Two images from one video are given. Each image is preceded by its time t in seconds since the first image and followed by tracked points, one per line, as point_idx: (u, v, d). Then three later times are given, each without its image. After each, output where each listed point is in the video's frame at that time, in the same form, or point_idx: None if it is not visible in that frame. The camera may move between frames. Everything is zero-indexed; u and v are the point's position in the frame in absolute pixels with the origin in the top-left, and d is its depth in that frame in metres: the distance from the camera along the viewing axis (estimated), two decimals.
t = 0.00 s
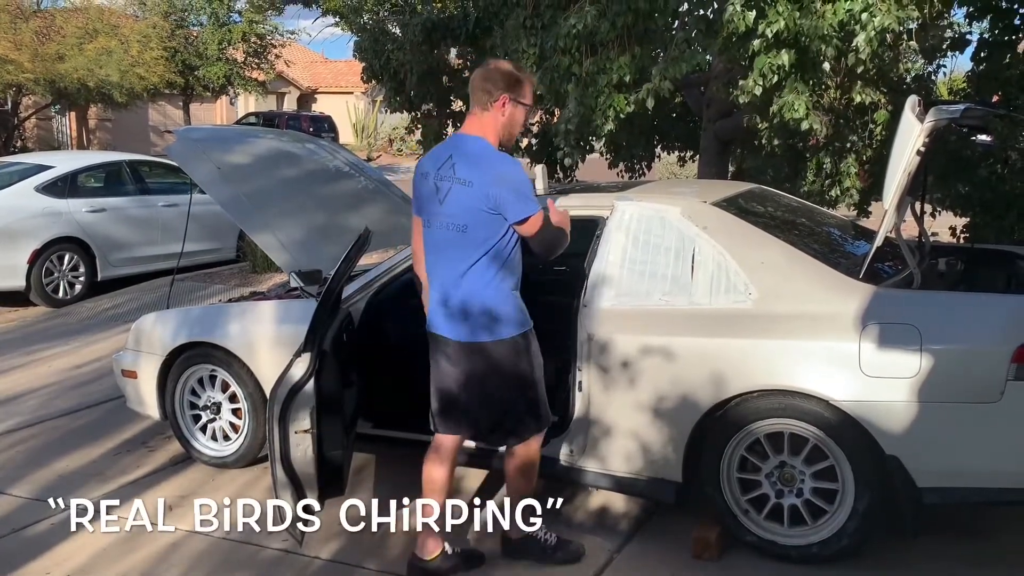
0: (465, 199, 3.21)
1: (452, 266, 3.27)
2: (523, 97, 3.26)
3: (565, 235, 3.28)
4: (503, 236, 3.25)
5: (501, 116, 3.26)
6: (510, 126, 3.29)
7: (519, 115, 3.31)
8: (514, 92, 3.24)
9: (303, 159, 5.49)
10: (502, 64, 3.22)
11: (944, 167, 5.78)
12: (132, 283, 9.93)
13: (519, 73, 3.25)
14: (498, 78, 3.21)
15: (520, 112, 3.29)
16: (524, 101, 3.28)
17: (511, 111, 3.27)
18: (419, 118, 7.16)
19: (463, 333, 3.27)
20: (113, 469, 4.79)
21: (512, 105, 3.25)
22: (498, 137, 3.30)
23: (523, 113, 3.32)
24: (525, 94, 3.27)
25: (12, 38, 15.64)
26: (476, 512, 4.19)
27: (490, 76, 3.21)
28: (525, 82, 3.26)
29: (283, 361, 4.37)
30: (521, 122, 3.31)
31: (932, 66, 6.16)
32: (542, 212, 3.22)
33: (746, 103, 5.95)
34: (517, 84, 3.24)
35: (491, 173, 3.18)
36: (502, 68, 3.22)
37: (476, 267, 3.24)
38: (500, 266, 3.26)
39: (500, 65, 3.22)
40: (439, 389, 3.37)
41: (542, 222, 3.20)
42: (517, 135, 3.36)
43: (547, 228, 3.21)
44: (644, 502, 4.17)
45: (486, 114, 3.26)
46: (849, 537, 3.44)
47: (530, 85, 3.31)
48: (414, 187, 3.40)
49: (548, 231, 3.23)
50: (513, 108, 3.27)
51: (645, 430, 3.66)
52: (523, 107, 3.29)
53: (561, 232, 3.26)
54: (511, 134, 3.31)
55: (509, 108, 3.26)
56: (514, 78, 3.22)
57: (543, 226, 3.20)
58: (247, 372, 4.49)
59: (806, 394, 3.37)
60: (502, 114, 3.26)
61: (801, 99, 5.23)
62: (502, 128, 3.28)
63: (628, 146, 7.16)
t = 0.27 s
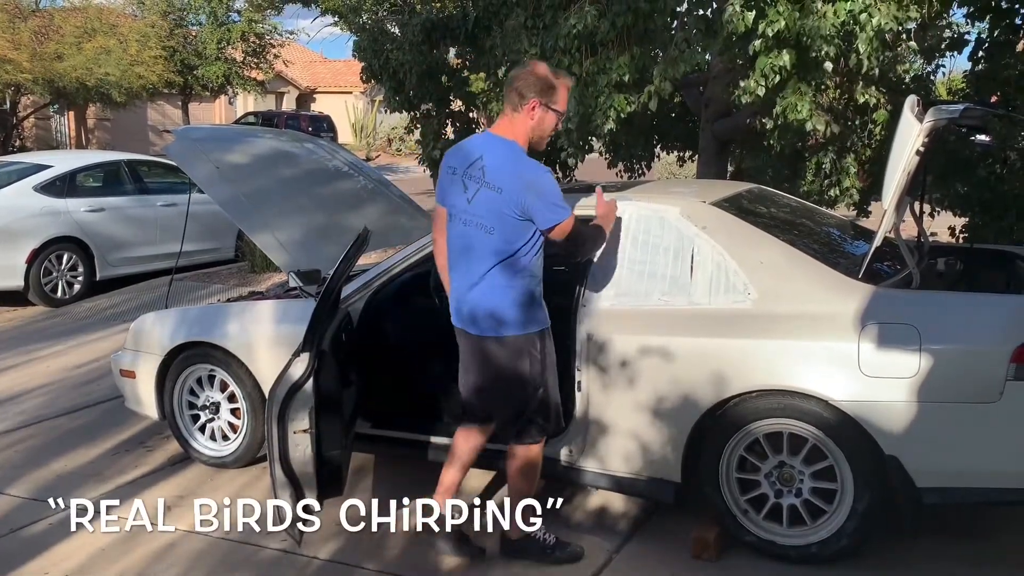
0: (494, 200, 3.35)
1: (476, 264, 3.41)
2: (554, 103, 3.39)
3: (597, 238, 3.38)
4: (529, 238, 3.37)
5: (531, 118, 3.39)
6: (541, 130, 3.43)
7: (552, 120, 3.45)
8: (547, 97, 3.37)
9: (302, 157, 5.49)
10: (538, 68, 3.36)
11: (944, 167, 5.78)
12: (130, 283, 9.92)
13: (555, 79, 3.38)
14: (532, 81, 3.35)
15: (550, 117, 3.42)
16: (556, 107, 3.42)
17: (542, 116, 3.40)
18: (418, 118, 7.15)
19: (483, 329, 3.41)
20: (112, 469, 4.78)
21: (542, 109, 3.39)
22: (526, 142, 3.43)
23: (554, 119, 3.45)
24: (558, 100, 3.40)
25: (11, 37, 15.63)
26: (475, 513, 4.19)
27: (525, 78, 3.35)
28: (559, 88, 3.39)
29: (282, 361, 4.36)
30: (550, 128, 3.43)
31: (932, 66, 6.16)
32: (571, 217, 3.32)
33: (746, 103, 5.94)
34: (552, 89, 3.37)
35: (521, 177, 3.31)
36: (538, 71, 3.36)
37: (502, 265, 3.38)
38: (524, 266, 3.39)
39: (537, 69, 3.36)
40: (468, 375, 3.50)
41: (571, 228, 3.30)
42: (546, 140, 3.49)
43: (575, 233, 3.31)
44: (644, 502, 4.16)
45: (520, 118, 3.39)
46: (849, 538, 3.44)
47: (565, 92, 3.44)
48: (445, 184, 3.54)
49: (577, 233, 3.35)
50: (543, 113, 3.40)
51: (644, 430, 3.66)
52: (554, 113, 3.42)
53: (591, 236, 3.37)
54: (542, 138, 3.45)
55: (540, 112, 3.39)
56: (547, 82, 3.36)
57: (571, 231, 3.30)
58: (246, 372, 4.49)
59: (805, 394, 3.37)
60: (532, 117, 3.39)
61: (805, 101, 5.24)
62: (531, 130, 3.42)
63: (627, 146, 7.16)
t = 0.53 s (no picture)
0: (495, 197, 3.36)
1: (479, 259, 3.43)
2: (565, 109, 3.38)
3: (621, 245, 3.30)
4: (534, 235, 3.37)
5: (540, 120, 3.39)
6: (550, 134, 3.42)
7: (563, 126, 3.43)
8: (559, 100, 3.36)
9: (300, 157, 5.48)
10: (552, 71, 3.34)
11: (943, 168, 5.79)
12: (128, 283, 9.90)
13: (569, 83, 3.36)
14: (545, 85, 3.33)
15: (560, 121, 3.41)
16: (568, 113, 3.40)
17: (551, 120, 3.39)
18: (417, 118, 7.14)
19: (486, 324, 3.43)
20: (110, 469, 4.78)
21: (553, 113, 3.38)
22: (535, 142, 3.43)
23: (564, 123, 3.43)
24: (569, 106, 3.38)
25: (9, 36, 15.62)
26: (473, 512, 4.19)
27: (538, 80, 3.35)
28: (573, 93, 3.36)
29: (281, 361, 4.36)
30: (559, 132, 3.42)
31: (930, 67, 6.16)
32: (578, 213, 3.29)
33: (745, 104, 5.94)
34: (564, 93, 3.35)
35: (522, 174, 3.30)
36: (553, 74, 3.34)
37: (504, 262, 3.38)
38: (529, 262, 3.38)
39: (551, 72, 3.34)
40: (483, 374, 3.52)
41: (578, 224, 3.26)
42: (556, 144, 3.48)
43: (583, 229, 3.27)
44: (642, 502, 4.17)
45: (530, 120, 3.40)
46: (848, 537, 3.44)
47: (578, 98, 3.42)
48: (456, 180, 3.57)
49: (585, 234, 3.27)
50: (554, 116, 3.39)
51: (643, 429, 3.66)
52: (564, 119, 3.40)
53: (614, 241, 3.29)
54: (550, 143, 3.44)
55: (550, 115, 3.39)
56: (560, 86, 3.34)
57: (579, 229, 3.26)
58: (244, 371, 4.49)
59: (804, 394, 3.37)
60: (542, 119, 3.39)
61: (812, 103, 5.24)
62: (540, 133, 3.42)
63: (626, 146, 7.16)
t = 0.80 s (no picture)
0: (475, 196, 3.41)
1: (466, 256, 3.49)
2: (550, 113, 3.37)
3: (548, 265, 3.24)
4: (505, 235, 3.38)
5: (525, 122, 3.39)
6: (536, 137, 3.41)
7: (550, 131, 3.42)
8: (543, 103, 3.36)
9: (298, 157, 5.48)
10: (538, 74, 3.35)
11: (941, 168, 5.79)
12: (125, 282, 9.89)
13: (554, 86, 3.35)
14: (532, 87, 3.35)
15: (545, 124, 3.40)
16: (553, 117, 3.39)
17: (537, 122, 3.39)
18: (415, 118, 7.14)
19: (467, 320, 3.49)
20: (107, 469, 4.77)
21: (537, 115, 3.38)
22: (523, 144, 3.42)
23: (550, 126, 3.41)
24: (554, 109, 3.38)
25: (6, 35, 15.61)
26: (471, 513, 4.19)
27: (523, 82, 3.36)
28: (558, 96, 3.36)
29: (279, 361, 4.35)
30: (545, 134, 3.41)
31: (928, 67, 6.16)
32: (526, 221, 3.25)
33: (743, 104, 5.95)
34: (547, 96, 3.35)
35: (493, 174, 3.31)
36: (538, 76, 3.36)
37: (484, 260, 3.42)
38: (503, 263, 3.39)
39: (536, 74, 3.35)
40: (480, 372, 3.49)
41: (519, 232, 3.23)
42: (543, 147, 3.46)
43: (523, 238, 3.24)
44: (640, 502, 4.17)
45: (515, 121, 3.41)
46: (845, 538, 3.44)
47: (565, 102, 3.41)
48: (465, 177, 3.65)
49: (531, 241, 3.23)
50: (539, 118, 3.39)
51: (640, 429, 3.66)
52: (549, 122, 3.39)
53: (544, 260, 3.23)
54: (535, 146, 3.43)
55: (535, 117, 3.39)
56: (544, 89, 3.35)
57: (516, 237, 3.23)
58: (241, 371, 4.48)
59: (801, 394, 3.37)
60: (527, 121, 3.39)
61: (815, 103, 5.24)
62: (526, 135, 3.41)
63: (624, 146, 7.16)
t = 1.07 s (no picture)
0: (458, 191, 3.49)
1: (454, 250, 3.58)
2: (535, 110, 3.43)
3: (486, 263, 3.24)
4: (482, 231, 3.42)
5: (510, 120, 3.44)
6: (520, 135, 3.47)
7: (536, 128, 3.47)
8: (527, 102, 3.42)
9: (294, 157, 5.48)
10: (524, 73, 3.42)
11: (937, 167, 5.80)
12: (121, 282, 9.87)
13: (537, 86, 3.41)
14: (515, 86, 3.41)
15: (530, 123, 3.45)
16: (537, 115, 3.44)
17: (522, 121, 3.44)
18: (412, 118, 7.13)
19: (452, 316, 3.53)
20: (103, 469, 4.76)
21: (522, 114, 3.43)
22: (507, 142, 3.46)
23: (536, 125, 3.46)
24: (539, 108, 3.43)
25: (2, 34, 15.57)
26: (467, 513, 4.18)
27: (509, 81, 3.42)
28: (542, 96, 3.41)
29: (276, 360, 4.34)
30: (531, 132, 3.46)
31: (924, 67, 6.17)
32: (483, 216, 3.28)
33: (740, 104, 5.95)
34: (530, 95, 3.41)
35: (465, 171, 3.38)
36: (523, 76, 3.42)
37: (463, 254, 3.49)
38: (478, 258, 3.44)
39: (521, 73, 3.41)
40: (480, 374, 3.49)
41: (472, 226, 3.26)
42: (531, 145, 3.51)
43: (476, 233, 3.26)
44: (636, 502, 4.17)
45: (498, 120, 3.47)
46: (842, 537, 3.44)
47: (552, 101, 3.46)
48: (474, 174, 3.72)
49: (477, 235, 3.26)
50: (524, 117, 3.44)
51: (637, 429, 3.66)
52: (535, 120, 3.45)
53: (482, 256, 3.24)
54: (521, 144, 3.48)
55: (519, 116, 3.44)
56: (528, 88, 3.41)
57: (468, 232, 3.27)
58: (237, 371, 4.48)
59: (798, 394, 3.37)
60: (511, 119, 3.44)
61: (814, 103, 5.24)
62: (513, 133, 3.46)
63: (621, 146, 7.17)
